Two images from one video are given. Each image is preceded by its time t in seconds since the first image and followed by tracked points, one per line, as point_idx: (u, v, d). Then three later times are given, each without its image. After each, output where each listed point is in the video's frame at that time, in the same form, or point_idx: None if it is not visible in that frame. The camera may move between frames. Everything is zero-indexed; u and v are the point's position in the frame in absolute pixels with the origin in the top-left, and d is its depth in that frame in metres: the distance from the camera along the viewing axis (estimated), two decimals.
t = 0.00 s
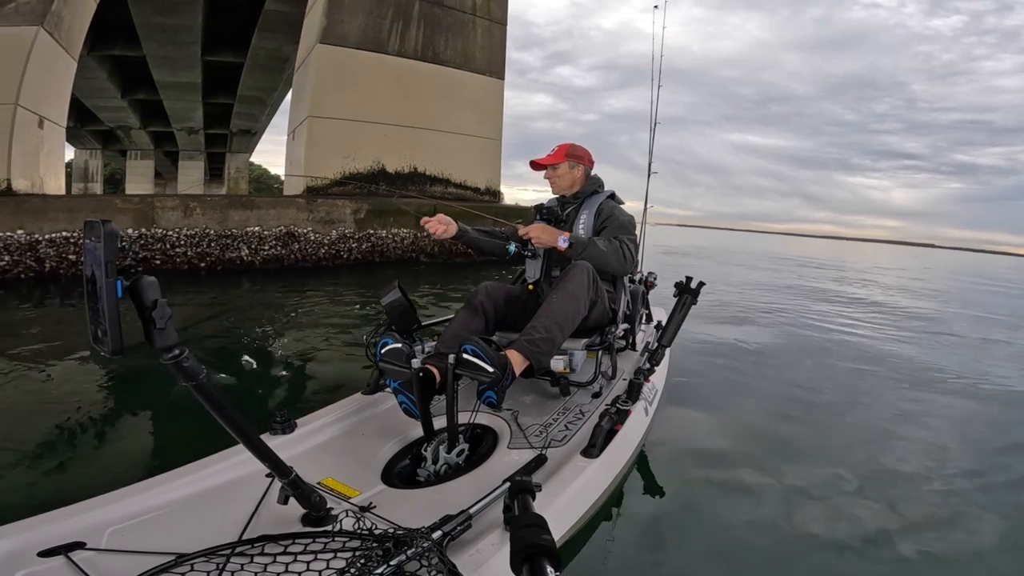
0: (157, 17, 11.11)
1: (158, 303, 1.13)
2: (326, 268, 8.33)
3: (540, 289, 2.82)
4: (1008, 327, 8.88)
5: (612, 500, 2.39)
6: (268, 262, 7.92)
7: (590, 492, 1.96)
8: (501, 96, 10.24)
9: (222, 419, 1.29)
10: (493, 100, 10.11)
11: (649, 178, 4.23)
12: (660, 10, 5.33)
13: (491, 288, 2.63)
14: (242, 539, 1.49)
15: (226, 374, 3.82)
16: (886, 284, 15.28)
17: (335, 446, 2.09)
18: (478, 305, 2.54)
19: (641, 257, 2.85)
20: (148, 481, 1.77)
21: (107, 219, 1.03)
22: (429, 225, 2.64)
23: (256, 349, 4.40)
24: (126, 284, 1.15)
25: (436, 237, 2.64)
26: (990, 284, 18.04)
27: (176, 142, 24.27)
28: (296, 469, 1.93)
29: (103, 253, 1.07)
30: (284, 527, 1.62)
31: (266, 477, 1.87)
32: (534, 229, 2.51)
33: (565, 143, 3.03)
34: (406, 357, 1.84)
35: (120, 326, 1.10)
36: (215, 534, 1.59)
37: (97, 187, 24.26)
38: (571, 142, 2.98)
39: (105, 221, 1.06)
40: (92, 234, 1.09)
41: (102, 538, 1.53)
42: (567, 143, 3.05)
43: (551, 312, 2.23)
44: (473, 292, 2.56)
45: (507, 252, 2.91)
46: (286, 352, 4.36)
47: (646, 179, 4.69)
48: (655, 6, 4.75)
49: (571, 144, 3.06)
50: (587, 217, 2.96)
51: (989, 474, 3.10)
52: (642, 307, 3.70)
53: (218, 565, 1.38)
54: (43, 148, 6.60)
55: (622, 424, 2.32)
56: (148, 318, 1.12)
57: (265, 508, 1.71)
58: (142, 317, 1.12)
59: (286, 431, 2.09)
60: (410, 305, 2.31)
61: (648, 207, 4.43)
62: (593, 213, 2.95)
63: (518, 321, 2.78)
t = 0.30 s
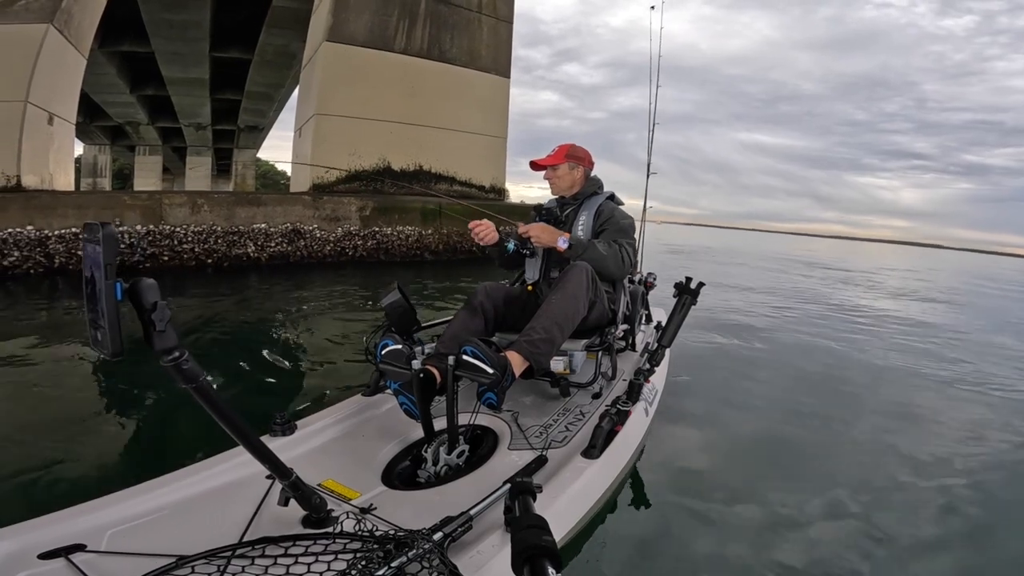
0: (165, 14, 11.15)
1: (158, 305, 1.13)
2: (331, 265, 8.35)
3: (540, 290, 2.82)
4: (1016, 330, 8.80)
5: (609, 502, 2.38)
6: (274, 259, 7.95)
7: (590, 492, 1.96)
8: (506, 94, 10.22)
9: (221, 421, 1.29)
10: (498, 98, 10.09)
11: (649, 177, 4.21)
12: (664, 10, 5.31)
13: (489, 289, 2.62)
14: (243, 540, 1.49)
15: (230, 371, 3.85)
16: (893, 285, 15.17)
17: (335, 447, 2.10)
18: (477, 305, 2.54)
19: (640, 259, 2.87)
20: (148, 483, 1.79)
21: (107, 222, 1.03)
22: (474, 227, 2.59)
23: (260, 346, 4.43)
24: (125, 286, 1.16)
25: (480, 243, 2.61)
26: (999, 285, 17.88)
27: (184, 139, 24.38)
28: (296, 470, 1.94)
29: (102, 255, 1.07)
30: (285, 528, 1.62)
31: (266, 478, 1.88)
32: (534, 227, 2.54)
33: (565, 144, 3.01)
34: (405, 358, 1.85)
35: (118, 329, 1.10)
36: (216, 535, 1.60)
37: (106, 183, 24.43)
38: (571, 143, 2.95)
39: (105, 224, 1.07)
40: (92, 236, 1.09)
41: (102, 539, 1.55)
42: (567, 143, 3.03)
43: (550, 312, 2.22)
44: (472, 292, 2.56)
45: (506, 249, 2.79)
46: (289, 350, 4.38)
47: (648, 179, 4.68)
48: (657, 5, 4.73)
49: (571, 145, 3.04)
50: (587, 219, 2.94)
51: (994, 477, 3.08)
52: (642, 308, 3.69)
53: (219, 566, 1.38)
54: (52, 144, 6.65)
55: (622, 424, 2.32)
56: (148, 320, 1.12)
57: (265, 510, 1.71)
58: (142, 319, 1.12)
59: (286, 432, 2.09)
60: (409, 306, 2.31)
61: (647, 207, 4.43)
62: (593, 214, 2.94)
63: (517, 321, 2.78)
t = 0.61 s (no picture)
0: (171, 16, 11.22)
1: (159, 302, 1.14)
2: (335, 266, 8.38)
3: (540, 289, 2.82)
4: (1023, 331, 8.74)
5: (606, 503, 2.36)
6: (279, 260, 7.99)
7: (589, 492, 1.96)
8: (509, 96, 10.22)
9: (221, 418, 1.30)
10: (501, 99, 10.10)
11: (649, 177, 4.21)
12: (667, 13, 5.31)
13: (493, 275, 2.64)
14: (241, 538, 1.50)
15: (234, 370, 3.88)
16: (898, 287, 15.10)
17: (335, 445, 2.11)
18: (479, 293, 2.53)
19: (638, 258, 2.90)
20: (147, 481, 1.79)
21: (108, 219, 1.04)
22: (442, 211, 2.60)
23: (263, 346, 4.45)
24: (126, 283, 1.17)
25: (448, 228, 2.60)
26: (1006, 287, 17.76)
27: (190, 141, 24.52)
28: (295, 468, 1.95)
29: (104, 251, 1.08)
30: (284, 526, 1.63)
31: (265, 476, 1.88)
32: (535, 222, 2.50)
33: (563, 144, 3.01)
34: (414, 350, 1.86)
35: (120, 325, 1.11)
36: (215, 533, 1.61)
37: (113, 184, 24.59)
38: (569, 143, 2.97)
39: (105, 221, 1.07)
40: (93, 233, 1.10)
41: (101, 537, 1.55)
42: (564, 143, 3.03)
43: (544, 318, 2.22)
44: (475, 279, 2.56)
45: (505, 242, 2.99)
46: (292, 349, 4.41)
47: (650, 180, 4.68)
48: (655, 6, 4.74)
49: (569, 144, 3.04)
50: (586, 218, 2.94)
51: (999, 480, 3.06)
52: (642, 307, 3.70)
53: (217, 564, 1.39)
54: (60, 146, 6.70)
55: (622, 423, 2.32)
56: (148, 317, 1.13)
57: (264, 508, 1.72)
58: (143, 315, 1.13)
59: (286, 429, 2.10)
60: (410, 304, 2.32)
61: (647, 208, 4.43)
62: (592, 212, 2.93)
63: (517, 320, 2.80)
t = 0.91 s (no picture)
0: (180, 19, 11.31)
1: (158, 298, 1.15)
2: (341, 266, 8.41)
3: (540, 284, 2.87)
4: None
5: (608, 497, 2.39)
6: (285, 260, 8.03)
7: (587, 490, 1.97)
8: (513, 97, 10.24)
9: (220, 414, 1.31)
10: (504, 101, 10.11)
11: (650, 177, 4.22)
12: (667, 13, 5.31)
13: (495, 260, 2.65)
14: (240, 535, 1.51)
15: (238, 367, 3.92)
16: (906, 288, 14.99)
17: (333, 443, 2.11)
18: (482, 276, 2.58)
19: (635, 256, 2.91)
20: (146, 478, 1.81)
21: (107, 215, 1.05)
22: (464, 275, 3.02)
23: (267, 343, 4.48)
24: (125, 279, 1.17)
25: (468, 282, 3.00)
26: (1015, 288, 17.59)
27: (199, 142, 24.71)
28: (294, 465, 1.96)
29: (103, 248, 1.09)
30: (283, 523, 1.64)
31: (265, 474, 1.90)
32: (533, 205, 2.54)
33: (563, 142, 2.98)
34: (426, 343, 1.84)
35: (119, 321, 1.12)
36: (213, 530, 1.62)
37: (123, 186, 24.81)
38: (569, 140, 2.93)
39: (105, 217, 1.08)
40: (92, 229, 1.11)
41: (99, 534, 1.57)
42: (565, 141, 2.99)
43: (533, 330, 2.22)
44: (478, 263, 2.58)
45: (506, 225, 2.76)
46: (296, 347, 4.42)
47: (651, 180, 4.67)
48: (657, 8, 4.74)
49: (570, 143, 3.00)
50: (586, 215, 2.93)
51: (1005, 482, 3.04)
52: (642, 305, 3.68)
53: (216, 560, 1.40)
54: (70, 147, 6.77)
55: (620, 421, 2.33)
56: (148, 313, 1.14)
57: (262, 505, 1.73)
58: (142, 312, 1.14)
59: (286, 426, 2.11)
60: (409, 301, 2.30)
61: (648, 207, 4.43)
62: (592, 210, 2.93)
63: (516, 314, 2.83)
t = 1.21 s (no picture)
0: (189, 19, 11.40)
1: (158, 300, 1.16)
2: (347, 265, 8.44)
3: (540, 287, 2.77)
4: None
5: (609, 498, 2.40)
6: (291, 258, 8.07)
7: (588, 491, 1.97)
8: (518, 97, 10.22)
9: (221, 417, 1.31)
10: (510, 101, 10.11)
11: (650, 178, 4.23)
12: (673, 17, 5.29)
13: (494, 277, 2.65)
14: (242, 537, 1.51)
15: (245, 364, 3.95)
16: (914, 291, 14.86)
17: (333, 444, 2.12)
18: (479, 295, 2.54)
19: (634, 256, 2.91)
20: (146, 480, 1.82)
21: (107, 217, 1.06)
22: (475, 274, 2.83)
23: (272, 342, 4.51)
24: (125, 281, 1.18)
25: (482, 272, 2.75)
26: None
27: (208, 142, 24.89)
28: (295, 466, 1.96)
29: (102, 250, 1.10)
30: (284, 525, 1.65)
31: (265, 476, 1.91)
32: (534, 204, 2.50)
33: (560, 143, 2.99)
34: (409, 351, 1.86)
35: (119, 323, 1.12)
36: (214, 532, 1.63)
37: (133, 185, 25.03)
38: (566, 141, 2.93)
39: (104, 220, 1.09)
40: (91, 232, 1.12)
41: (100, 536, 1.57)
42: (562, 141, 3.00)
43: (543, 314, 2.22)
44: (475, 281, 2.57)
45: (506, 224, 2.72)
46: (301, 345, 4.45)
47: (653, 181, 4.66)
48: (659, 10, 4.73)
49: (567, 143, 3.01)
50: (585, 216, 2.92)
51: (1011, 485, 3.00)
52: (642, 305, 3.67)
53: (217, 562, 1.41)
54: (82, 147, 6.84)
55: (621, 422, 2.33)
56: (148, 315, 1.15)
57: (263, 507, 1.74)
58: (142, 313, 1.15)
59: (286, 428, 2.12)
60: (410, 301, 2.38)
61: (648, 208, 4.43)
62: (591, 211, 2.92)
63: (514, 320, 2.78)
